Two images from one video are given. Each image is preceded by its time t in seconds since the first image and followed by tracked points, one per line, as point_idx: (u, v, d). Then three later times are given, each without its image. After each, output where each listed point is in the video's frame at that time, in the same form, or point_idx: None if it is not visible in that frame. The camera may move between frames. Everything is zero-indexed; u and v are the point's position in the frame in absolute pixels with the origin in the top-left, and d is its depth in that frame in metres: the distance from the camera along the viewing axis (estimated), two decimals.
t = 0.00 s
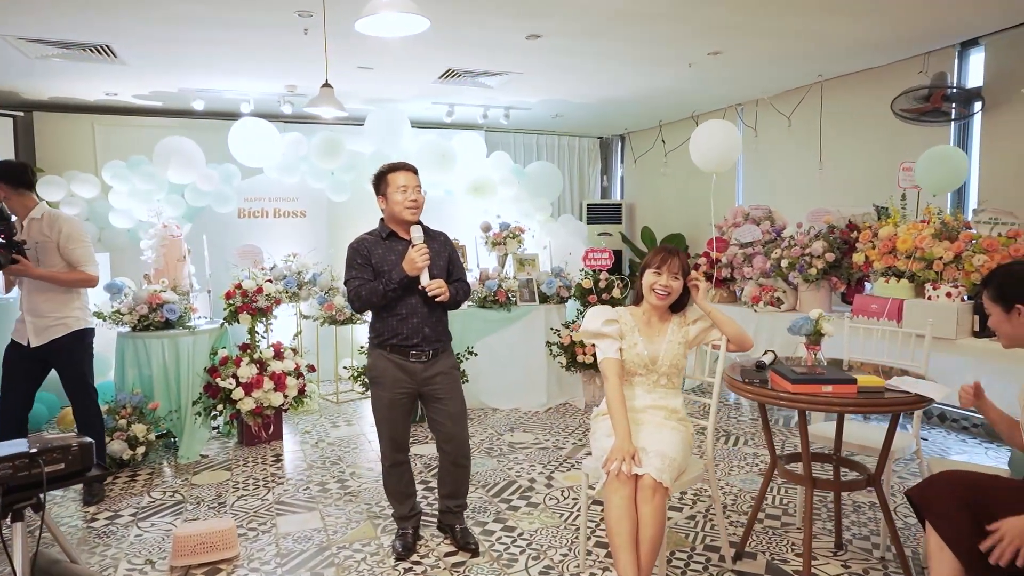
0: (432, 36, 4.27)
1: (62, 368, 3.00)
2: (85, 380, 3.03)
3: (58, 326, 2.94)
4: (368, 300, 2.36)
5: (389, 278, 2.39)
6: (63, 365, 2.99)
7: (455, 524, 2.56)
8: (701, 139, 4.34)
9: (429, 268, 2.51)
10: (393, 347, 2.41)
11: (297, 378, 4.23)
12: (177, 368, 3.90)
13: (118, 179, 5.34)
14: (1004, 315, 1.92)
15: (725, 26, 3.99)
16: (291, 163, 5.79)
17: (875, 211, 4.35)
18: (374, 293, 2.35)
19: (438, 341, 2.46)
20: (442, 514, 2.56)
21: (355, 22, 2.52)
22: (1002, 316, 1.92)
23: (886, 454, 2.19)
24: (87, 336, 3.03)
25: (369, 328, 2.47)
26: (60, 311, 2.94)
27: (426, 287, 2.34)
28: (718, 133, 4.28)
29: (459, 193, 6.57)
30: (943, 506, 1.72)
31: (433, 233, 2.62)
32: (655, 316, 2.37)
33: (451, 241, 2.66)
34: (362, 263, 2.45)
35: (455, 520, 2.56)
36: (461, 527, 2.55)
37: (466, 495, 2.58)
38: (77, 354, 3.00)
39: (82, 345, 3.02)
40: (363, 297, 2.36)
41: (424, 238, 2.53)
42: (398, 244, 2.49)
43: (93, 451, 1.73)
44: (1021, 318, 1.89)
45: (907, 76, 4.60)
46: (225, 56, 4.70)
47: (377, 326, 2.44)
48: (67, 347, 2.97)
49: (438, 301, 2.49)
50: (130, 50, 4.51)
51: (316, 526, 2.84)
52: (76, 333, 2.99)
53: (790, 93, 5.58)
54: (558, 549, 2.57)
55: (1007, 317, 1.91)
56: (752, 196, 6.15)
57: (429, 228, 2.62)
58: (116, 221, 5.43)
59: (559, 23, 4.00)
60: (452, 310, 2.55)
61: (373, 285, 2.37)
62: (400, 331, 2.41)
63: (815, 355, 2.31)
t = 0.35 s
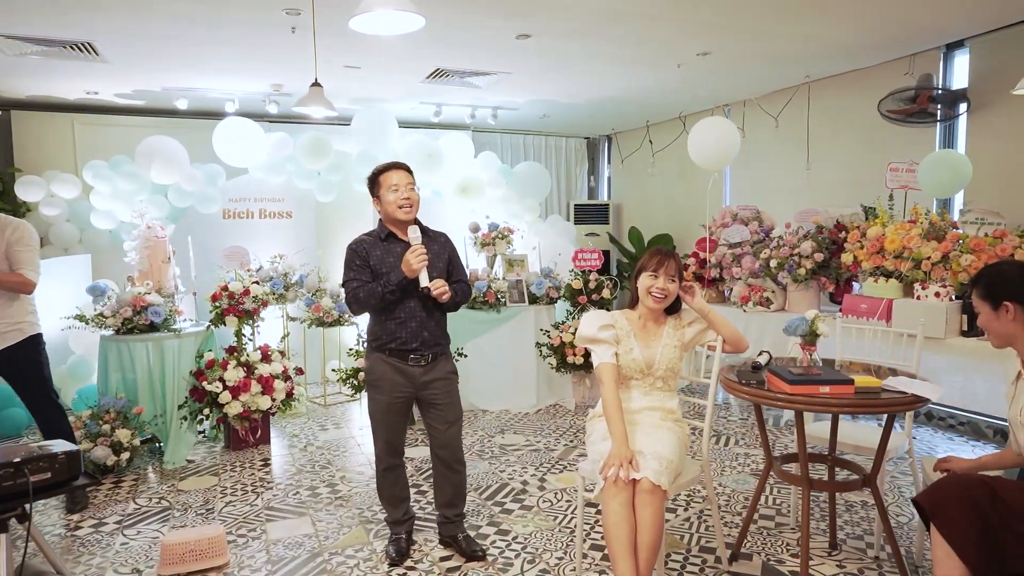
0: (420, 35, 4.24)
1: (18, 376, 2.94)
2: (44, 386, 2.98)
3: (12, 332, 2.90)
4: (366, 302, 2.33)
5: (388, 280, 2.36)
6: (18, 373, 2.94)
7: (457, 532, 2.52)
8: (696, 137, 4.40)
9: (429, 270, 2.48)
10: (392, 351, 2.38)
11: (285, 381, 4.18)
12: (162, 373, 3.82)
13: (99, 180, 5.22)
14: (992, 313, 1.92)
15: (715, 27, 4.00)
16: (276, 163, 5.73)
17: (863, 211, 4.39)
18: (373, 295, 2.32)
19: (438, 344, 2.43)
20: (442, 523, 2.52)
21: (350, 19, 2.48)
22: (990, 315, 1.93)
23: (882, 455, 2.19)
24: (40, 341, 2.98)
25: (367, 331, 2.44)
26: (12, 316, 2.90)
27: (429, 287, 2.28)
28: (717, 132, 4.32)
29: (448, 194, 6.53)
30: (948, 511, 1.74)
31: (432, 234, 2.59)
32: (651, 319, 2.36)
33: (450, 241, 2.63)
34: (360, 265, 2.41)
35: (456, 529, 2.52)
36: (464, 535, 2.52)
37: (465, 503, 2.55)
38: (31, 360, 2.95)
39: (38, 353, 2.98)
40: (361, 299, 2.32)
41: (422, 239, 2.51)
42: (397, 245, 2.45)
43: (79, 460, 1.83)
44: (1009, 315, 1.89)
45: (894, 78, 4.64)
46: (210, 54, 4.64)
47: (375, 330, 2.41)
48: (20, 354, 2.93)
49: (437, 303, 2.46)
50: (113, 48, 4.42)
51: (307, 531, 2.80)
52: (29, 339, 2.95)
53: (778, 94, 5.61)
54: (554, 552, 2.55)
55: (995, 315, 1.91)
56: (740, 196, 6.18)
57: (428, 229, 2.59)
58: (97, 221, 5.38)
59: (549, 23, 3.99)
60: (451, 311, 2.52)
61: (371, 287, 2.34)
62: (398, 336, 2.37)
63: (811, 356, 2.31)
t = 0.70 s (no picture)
0: (413, 34, 4.22)
1: None
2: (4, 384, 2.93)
3: None
4: (375, 296, 2.30)
5: (398, 274, 2.34)
6: None
7: (454, 536, 2.49)
8: (695, 138, 4.42)
9: (441, 268, 2.46)
10: (400, 352, 2.35)
11: (276, 383, 4.13)
12: (152, 375, 3.77)
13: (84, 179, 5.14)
14: (973, 316, 1.93)
15: (707, 28, 4.01)
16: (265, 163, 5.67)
17: (853, 212, 4.41)
18: (382, 290, 2.30)
19: (447, 345, 2.40)
20: (439, 525, 2.50)
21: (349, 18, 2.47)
22: (971, 317, 1.94)
23: (879, 454, 2.20)
24: None
25: (376, 329, 2.42)
26: None
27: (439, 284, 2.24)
28: (715, 133, 4.34)
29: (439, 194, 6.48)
30: (945, 510, 1.75)
31: (449, 235, 2.58)
32: (646, 321, 2.35)
33: (467, 244, 2.61)
34: (372, 259, 2.40)
35: (453, 531, 2.49)
36: (461, 539, 2.49)
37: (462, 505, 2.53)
38: None
39: None
40: (370, 293, 2.29)
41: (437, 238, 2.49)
42: (411, 243, 2.43)
43: (69, 465, 1.85)
44: (988, 318, 1.90)
45: (884, 79, 4.68)
46: (199, 52, 4.58)
47: (384, 328, 2.39)
48: None
49: (448, 303, 2.43)
50: (100, 45, 4.36)
51: (301, 535, 2.77)
52: None
53: (768, 95, 5.64)
54: (551, 554, 2.54)
55: (974, 318, 1.93)
56: (732, 197, 6.21)
57: (443, 230, 2.58)
58: (83, 221, 5.28)
59: (542, 23, 3.98)
60: (463, 313, 2.50)
61: (381, 280, 2.32)
62: (406, 335, 2.35)
63: (808, 356, 2.32)
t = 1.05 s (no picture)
0: (406, 33, 4.19)
1: None
2: None
3: None
4: (370, 294, 2.29)
5: (393, 271, 2.32)
6: None
7: (450, 538, 2.48)
8: (694, 134, 4.43)
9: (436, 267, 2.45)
10: (395, 352, 2.33)
11: (268, 385, 4.09)
12: (142, 378, 3.72)
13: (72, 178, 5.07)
14: (962, 319, 1.92)
15: (700, 28, 4.02)
16: (255, 163, 5.65)
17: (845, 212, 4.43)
18: (377, 287, 2.29)
19: (442, 345, 2.38)
20: (435, 528, 2.49)
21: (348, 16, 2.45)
22: (960, 321, 1.93)
23: (876, 454, 2.20)
24: None
25: (371, 329, 2.39)
26: None
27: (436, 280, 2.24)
28: (710, 133, 4.35)
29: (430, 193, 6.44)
30: (944, 509, 1.74)
31: (444, 237, 2.56)
32: (641, 321, 2.35)
33: (462, 246, 2.60)
34: (367, 257, 2.39)
35: (450, 533, 2.48)
36: (458, 542, 2.48)
37: (458, 507, 2.51)
38: None
39: None
40: (365, 291, 2.30)
41: (432, 238, 2.48)
42: (407, 243, 2.41)
43: (61, 471, 1.84)
44: (977, 322, 1.89)
45: (875, 80, 4.71)
46: (188, 50, 4.53)
47: (378, 328, 2.37)
48: None
49: (443, 303, 2.41)
50: (86, 43, 4.30)
51: (295, 539, 2.74)
52: None
53: (759, 95, 5.66)
54: (549, 556, 2.53)
55: (964, 321, 1.92)
56: (723, 196, 6.23)
57: (439, 230, 2.56)
58: (68, 221, 5.23)
59: (536, 22, 3.97)
60: (457, 314, 2.48)
61: (376, 278, 2.31)
62: (401, 334, 2.33)
63: (806, 356, 2.33)
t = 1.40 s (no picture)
0: (398, 32, 4.17)
1: None
2: None
3: None
4: (354, 296, 2.27)
5: (376, 273, 2.30)
6: None
7: (445, 540, 2.47)
8: (687, 132, 4.43)
9: (420, 267, 2.43)
10: (381, 353, 2.31)
11: (259, 386, 4.06)
12: (130, 380, 3.68)
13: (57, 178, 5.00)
14: (958, 316, 1.93)
15: (692, 28, 4.03)
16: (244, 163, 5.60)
17: (836, 212, 4.46)
18: (363, 289, 2.26)
19: (427, 346, 2.37)
20: (429, 529, 2.47)
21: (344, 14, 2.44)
22: (957, 317, 1.94)
23: (871, 452, 2.22)
24: None
25: (355, 330, 2.37)
26: None
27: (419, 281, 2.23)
28: (702, 133, 4.36)
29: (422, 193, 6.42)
30: (939, 505, 1.75)
31: (427, 236, 2.54)
32: (637, 321, 2.35)
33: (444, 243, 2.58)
34: (351, 259, 2.36)
35: (444, 535, 2.47)
36: (453, 543, 2.46)
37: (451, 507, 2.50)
38: None
39: None
40: (350, 293, 2.27)
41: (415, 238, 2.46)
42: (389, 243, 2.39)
43: (53, 475, 1.82)
44: (974, 319, 1.90)
45: (865, 81, 4.74)
46: (178, 49, 4.49)
47: (363, 329, 2.35)
48: None
49: (428, 303, 2.40)
50: (74, 41, 4.25)
51: (288, 541, 2.72)
52: None
53: (750, 96, 5.69)
54: (545, 556, 2.52)
55: (961, 318, 1.92)
56: (714, 196, 6.25)
57: (421, 230, 2.53)
58: (55, 221, 5.13)
59: (529, 22, 3.96)
60: (442, 314, 2.46)
61: (360, 280, 2.28)
62: (387, 335, 2.31)
63: (801, 355, 2.34)
